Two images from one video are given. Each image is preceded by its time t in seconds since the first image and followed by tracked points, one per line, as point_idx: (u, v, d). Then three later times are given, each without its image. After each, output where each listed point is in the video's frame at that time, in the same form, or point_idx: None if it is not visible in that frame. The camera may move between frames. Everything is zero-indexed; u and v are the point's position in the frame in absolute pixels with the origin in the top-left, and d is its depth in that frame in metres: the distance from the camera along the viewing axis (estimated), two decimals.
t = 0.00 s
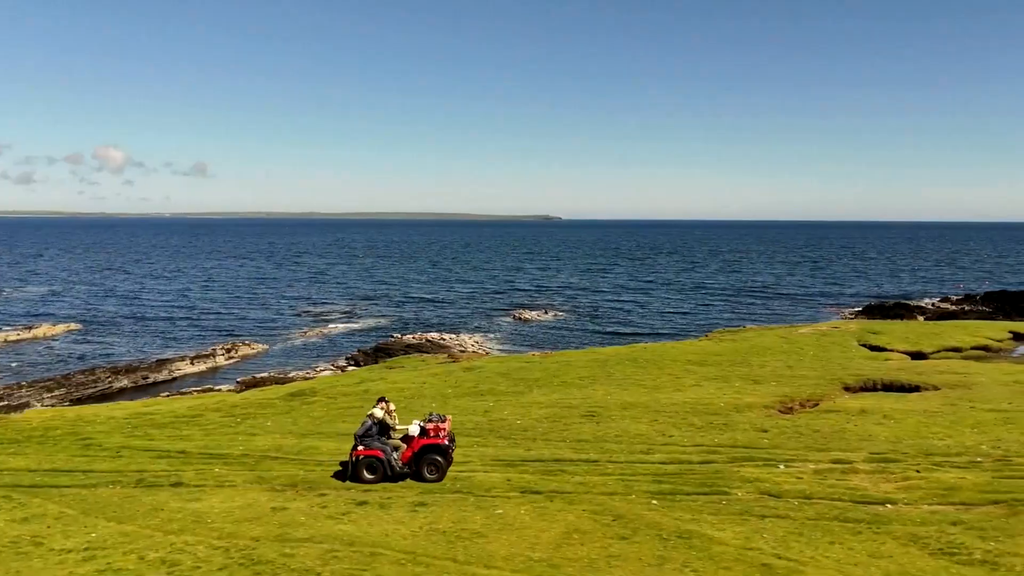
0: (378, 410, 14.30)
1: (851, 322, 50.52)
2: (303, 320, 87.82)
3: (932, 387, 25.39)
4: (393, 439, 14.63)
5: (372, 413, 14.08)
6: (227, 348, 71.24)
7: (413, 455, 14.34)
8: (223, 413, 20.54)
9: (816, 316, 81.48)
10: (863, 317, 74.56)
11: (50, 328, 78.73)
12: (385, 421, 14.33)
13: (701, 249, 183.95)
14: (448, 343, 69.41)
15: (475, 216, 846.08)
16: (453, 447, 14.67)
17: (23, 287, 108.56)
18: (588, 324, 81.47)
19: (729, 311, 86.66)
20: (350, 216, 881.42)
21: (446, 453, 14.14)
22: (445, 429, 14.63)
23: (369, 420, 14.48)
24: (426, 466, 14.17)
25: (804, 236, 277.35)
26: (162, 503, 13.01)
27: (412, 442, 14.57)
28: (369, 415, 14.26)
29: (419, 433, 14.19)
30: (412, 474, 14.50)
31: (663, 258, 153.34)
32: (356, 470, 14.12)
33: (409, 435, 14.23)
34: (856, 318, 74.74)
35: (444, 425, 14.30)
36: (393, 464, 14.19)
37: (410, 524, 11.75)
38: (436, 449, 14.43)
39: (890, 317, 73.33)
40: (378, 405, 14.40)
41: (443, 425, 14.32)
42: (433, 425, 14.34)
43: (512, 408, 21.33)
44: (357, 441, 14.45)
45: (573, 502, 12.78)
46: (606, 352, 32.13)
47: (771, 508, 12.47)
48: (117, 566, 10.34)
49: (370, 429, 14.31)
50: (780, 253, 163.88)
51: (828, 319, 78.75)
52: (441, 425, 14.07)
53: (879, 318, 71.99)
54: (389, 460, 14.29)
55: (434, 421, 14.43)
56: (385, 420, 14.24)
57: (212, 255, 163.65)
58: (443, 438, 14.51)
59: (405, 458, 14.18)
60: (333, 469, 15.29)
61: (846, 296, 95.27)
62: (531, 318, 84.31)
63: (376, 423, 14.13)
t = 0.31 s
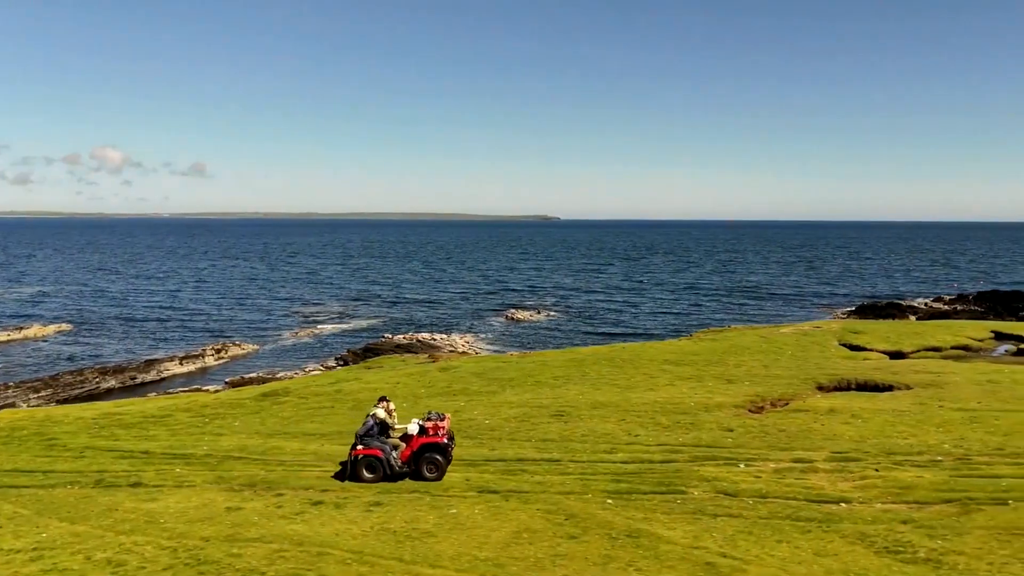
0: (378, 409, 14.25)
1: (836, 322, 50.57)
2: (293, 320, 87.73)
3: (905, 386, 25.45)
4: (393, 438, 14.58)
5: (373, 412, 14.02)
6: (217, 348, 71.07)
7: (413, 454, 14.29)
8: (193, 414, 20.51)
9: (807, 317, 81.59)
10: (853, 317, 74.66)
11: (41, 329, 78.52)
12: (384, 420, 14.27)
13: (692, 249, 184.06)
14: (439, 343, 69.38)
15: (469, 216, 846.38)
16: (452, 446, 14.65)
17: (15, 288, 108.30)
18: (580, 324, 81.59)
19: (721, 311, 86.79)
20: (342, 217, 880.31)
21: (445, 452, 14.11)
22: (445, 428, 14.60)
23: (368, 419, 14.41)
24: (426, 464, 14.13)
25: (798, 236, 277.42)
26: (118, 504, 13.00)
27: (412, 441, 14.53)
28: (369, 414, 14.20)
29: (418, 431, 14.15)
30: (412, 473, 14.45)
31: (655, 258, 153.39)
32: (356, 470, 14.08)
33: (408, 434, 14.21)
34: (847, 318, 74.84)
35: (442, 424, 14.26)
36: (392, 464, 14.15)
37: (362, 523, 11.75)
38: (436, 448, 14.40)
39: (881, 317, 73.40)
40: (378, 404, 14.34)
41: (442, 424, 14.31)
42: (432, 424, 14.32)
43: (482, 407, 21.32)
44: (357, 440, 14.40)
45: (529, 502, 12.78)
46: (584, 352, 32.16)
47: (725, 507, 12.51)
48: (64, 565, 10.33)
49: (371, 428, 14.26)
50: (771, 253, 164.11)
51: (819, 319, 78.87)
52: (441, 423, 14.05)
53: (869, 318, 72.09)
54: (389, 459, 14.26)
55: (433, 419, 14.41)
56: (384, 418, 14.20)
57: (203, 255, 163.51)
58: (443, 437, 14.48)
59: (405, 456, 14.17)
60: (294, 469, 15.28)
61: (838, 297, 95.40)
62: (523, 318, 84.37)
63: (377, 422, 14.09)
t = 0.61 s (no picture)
0: (376, 408, 14.13)
1: (820, 322, 50.64)
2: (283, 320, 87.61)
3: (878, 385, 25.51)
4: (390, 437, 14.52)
5: (372, 411, 13.90)
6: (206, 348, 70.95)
7: (412, 453, 14.24)
8: (161, 414, 20.53)
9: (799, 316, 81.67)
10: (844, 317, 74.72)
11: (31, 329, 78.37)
12: (381, 419, 14.15)
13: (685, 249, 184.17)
14: (429, 343, 69.36)
15: (463, 216, 845.82)
16: (449, 444, 14.62)
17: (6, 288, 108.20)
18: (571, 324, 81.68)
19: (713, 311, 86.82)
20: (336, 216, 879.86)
21: (444, 450, 14.13)
22: (442, 426, 14.59)
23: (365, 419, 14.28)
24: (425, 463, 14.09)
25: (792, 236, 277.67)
26: (72, 503, 13.00)
27: (409, 440, 14.48)
28: (367, 413, 14.07)
29: (416, 430, 14.09)
30: (410, 471, 14.40)
31: (648, 258, 153.41)
32: (354, 470, 13.98)
33: (406, 433, 14.16)
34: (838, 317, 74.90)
35: (441, 422, 14.33)
36: (391, 463, 14.08)
37: (313, 524, 11.74)
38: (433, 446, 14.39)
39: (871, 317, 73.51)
40: (375, 403, 14.20)
41: (440, 423, 14.29)
42: (430, 423, 14.29)
43: (452, 407, 21.30)
44: (354, 439, 14.28)
45: (483, 501, 12.78)
46: (562, 352, 32.18)
47: (678, 506, 12.55)
48: (10, 565, 10.32)
49: (368, 427, 14.15)
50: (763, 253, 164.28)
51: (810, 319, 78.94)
52: (439, 421, 14.01)
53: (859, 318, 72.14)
54: (387, 458, 14.20)
55: (431, 418, 14.39)
56: (383, 418, 14.10)
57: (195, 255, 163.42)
58: (440, 436, 14.45)
59: (403, 456, 14.10)
60: (255, 469, 15.26)
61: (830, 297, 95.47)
62: (514, 318, 84.39)
63: (376, 421, 13.93)
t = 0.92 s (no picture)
0: (373, 406, 14.18)
1: (807, 322, 50.62)
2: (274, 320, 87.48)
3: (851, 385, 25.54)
4: (387, 436, 14.54)
5: (369, 410, 13.93)
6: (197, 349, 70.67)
7: (407, 452, 14.26)
8: (130, 414, 20.49)
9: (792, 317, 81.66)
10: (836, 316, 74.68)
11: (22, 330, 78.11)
12: (378, 417, 14.19)
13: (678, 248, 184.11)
14: (420, 343, 69.24)
15: (458, 216, 845.23)
16: (446, 444, 14.62)
17: None
18: (564, 323, 81.64)
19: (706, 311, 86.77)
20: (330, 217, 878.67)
21: (439, 451, 14.09)
22: (439, 426, 14.56)
23: (364, 417, 14.31)
24: (420, 463, 14.10)
25: (787, 236, 277.63)
26: (30, 503, 12.98)
27: (406, 439, 14.49)
28: (364, 411, 14.13)
29: (412, 431, 14.10)
30: (406, 470, 14.42)
31: (642, 258, 153.30)
32: (350, 466, 14.06)
33: (403, 432, 14.19)
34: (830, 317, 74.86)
35: (437, 423, 14.28)
36: (385, 462, 14.14)
37: (268, 524, 11.71)
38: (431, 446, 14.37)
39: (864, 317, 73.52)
40: (373, 401, 14.23)
41: (437, 423, 14.27)
42: (427, 423, 14.27)
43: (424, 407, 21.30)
44: (352, 437, 14.35)
45: (441, 501, 12.75)
46: (541, 352, 32.19)
47: (635, 504, 12.58)
48: None
49: (365, 426, 14.20)
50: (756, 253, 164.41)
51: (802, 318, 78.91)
52: (435, 422, 14.02)
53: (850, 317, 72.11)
54: (382, 458, 14.27)
55: (428, 418, 14.38)
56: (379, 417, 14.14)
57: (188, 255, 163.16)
58: (436, 436, 14.43)
59: (399, 455, 14.14)
60: (218, 469, 15.25)
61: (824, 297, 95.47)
62: (507, 318, 84.34)
63: (371, 421, 13.94)
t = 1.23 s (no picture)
0: (369, 406, 14.17)
1: (791, 322, 50.72)
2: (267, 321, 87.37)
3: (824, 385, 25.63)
4: (383, 436, 14.51)
5: (363, 410, 13.92)
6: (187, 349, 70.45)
7: (402, 453, 14.24)
8: (100, 415, 20.48)
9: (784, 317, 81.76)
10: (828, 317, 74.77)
11: (13, 331, 77.89)
12: (374, 417, 14.17)
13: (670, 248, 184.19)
14: (411, 343, 69.18)
15: (452, 217, 844.67)
16: (442, 445, 14.57)
17: None
18: (556, 324, 81.71)
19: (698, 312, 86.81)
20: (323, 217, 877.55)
21: (434, 452, 14.06)
22: (435, 426, 14.51)
23: (358, 417, 14.30)
24: (415, 463, 14.07)
25: (781, 235, 277.85)
26: None
27: (401, 438, 14.46)
28: (360, 411, 14.12)
29: (406, 431, 14.06)
30: (400, 471, 14.39)
31: (635, 258, 153.32)
32: (343, 466, 14.07)
33: (397, 433, 14.17)
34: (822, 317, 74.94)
35: (433, 423, 14.20)
36: (380, 462, 14.12)
37: (221, 524, 11.71)
38: (426, 447, 14.34)
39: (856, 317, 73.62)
40: (368, 401, 14.21)
41: (432, 424, 14.22)
42: (422, 423, 14.23)
43: (393, 408, 21.33)
44: (347, 436, 14.35)
45: (395, 502, 12.77)
46: (520, 352, 32.23)
47: (590, 504, 12.61)
48: None
49: (360, 425, 14.18)
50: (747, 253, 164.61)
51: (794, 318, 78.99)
52: (429, 424, 13.98)
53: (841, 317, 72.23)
54: (377, 457, 14.24)
55: (423, 419, 14.32)
56: (374, 417, 14.12)
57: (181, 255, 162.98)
58: (432, 436, 14.39)
59: (393, 456, 14.12)
60: (180, 469, 15.26)
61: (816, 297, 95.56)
62: (500, 318, 84.38)
63: (366, 421, 13.94)
